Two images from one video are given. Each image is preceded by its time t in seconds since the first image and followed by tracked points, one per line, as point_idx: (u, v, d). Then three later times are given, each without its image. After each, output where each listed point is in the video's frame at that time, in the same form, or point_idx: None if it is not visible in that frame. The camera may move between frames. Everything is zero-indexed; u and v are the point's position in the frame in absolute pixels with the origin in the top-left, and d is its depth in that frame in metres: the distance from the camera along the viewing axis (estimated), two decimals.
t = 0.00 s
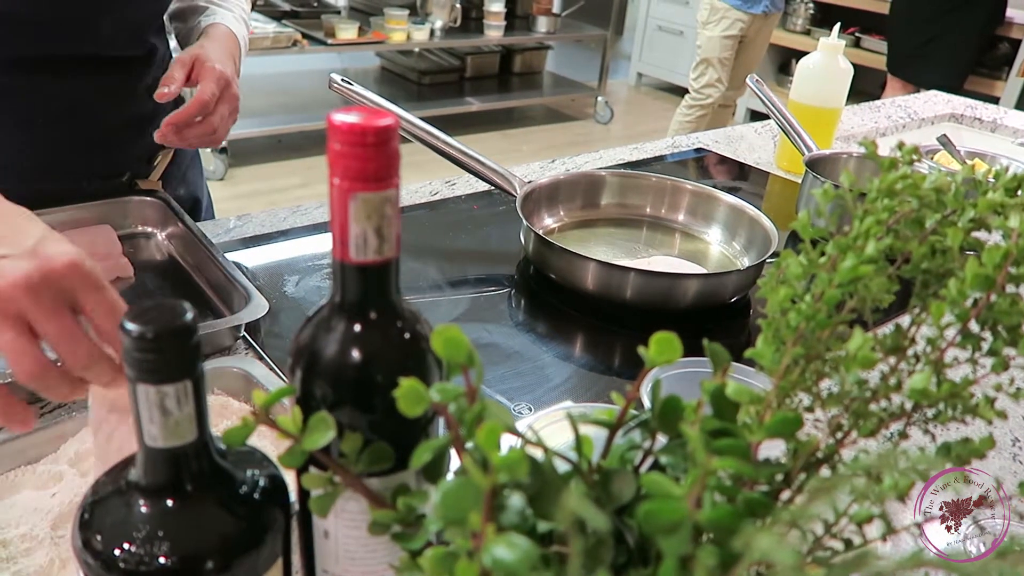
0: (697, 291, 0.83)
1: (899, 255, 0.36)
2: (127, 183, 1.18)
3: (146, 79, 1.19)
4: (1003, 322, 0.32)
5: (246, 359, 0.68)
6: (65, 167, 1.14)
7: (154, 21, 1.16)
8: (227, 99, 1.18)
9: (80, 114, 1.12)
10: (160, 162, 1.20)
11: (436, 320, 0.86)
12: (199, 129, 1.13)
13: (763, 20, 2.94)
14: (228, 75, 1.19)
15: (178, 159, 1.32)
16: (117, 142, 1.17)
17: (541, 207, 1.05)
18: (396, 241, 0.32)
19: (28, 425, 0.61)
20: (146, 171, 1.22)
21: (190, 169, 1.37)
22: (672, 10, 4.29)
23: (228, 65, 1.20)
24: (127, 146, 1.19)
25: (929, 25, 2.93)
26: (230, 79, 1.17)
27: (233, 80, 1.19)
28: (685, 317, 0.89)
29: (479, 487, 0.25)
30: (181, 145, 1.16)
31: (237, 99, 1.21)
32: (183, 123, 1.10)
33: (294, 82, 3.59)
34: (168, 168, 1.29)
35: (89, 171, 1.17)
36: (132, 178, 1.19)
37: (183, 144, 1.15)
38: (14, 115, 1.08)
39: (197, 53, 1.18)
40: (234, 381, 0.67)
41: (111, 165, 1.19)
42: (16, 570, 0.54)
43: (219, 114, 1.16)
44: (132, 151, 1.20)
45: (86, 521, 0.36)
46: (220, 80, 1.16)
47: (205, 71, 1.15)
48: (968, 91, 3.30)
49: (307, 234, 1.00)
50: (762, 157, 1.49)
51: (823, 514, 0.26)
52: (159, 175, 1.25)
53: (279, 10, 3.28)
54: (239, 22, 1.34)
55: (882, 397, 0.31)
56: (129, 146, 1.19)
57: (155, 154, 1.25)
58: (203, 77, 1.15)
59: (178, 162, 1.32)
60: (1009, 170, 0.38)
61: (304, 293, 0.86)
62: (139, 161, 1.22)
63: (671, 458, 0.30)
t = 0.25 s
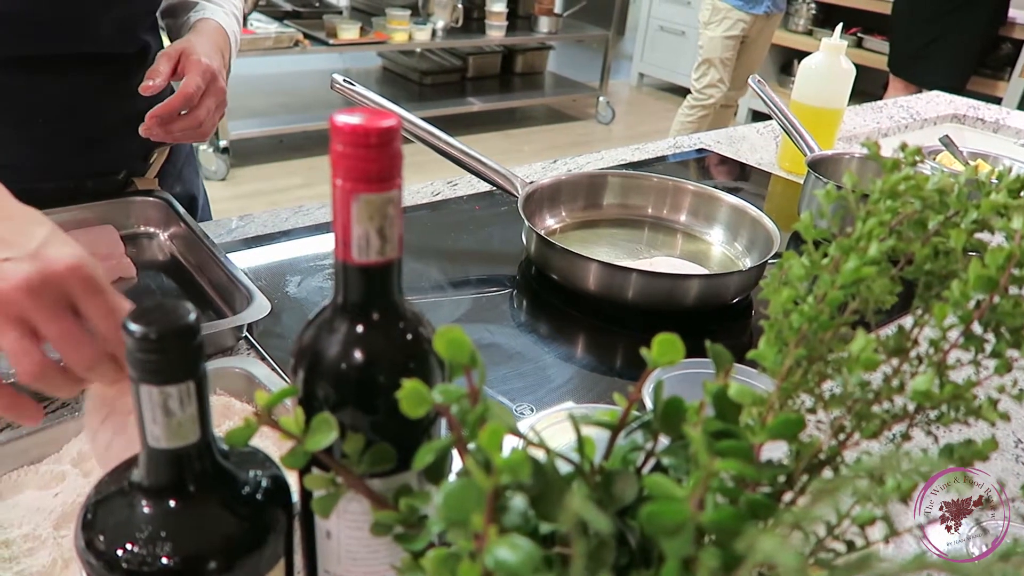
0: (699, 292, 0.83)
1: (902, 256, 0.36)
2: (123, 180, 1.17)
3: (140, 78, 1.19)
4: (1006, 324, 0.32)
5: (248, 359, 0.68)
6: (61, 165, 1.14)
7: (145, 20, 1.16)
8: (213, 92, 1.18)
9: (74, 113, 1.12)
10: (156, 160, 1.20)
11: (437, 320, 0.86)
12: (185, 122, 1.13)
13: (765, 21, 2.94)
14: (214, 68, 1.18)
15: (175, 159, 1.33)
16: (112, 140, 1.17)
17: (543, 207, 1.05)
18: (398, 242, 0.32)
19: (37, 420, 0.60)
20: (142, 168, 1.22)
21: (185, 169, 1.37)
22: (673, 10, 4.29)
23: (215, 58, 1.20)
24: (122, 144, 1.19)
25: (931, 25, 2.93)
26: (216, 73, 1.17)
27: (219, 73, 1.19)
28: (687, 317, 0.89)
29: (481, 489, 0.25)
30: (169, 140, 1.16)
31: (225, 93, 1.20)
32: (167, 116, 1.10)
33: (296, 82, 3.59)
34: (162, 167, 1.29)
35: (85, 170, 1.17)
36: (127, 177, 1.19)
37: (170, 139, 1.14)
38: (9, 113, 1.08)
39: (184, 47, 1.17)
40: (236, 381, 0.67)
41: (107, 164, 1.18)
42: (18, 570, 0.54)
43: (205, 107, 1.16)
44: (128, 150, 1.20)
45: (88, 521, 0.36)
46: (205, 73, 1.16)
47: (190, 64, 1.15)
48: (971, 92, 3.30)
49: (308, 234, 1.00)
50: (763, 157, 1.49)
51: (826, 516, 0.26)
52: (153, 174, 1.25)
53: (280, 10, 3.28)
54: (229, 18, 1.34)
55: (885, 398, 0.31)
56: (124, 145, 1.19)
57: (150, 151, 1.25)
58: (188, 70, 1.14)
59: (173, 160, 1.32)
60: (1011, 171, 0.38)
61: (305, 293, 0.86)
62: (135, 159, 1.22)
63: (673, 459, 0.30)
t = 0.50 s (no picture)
0: (699, 292, 0.83)
1: (902, 257, 0.36)
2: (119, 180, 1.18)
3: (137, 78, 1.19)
4: (1006, 324, 0.32)
5: (249, 359, 0.68)
6: (58, 165, 1.15)
7: (139, 20, 1.17)
8: (213, 90, 1.18)
9: (70, 112, 1.12)
10: (154, 159, 1.22)
11: (438, 321, 0.86)
12: (186, 121, 1.13)
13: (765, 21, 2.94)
14: (214, 67, 1.19)
15: (171, 158, 1.33)
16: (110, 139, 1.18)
17: (543, 208, 1.05)
18: (399, 242, 0.32)
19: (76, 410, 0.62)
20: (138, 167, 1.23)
21: (180, 168, 1.37)
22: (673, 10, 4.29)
23: (214, 57, 1.21)
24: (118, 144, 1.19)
25: (931, 26, 2.93)
26: (216, 71, 1.18)
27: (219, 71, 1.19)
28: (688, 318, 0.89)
29: (480, 489, 0.25)
30: (169, 140, 1.16)
31: (224, 92, 1.21)
32: (169, 115, 1.10)
33: (296, 83, 3.59)
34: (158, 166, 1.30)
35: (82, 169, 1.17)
36: (124, 177, 1.20)
37: (171, 138, 1.15)
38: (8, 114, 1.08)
39: (184, 46, 1.18)
40: (236, 382, 0.67)
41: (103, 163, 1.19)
42: (19, 570, 0.54)
43: (206, 106, 1.16)
44: (125, 149, 1.20)
45: (89, 520, 0.36)
46: (204, 72, 1.16)
47: (190, 63, 1.16)
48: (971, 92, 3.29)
49: (308, 235, 1.00)
50: (764, 157, 1.49)
51: (826, 516, 0.26)
52: (150, 172, 1.26)
53: (281, 10, 3.28)
54: (224, 16, 1.35)
55: (885, 399, 0.31)
56: (121, 144, 1.19)
57: (148, 151, 1.26)
58: (188, 68, 1.15)
59: (169, 159, 1.32)
60: (1011, 172, 0.38)
61: (306, 293, 0.87)
62: (133, 158, 1.22)
63: (672, 460, 0.30)
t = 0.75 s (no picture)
0: (699, 292, 0.83)
1: (902, 256, 0.36)
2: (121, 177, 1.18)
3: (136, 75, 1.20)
4: (1006, 324, 0.32)
5: (249, 359, 0.68)
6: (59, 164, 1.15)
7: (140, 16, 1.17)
8: (209, 89, 1.19)
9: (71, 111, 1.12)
10: (155, 156, 1.22)
11: (438, 321, 0.86)
12: (185, 119, 1.13)
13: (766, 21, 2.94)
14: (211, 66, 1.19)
15: (172, 156, 1.33)
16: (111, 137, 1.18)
17: (544, 208, 1.05)
18: (398, 242, 0.32)
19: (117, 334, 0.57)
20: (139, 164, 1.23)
21: (183, 165, 1.38)
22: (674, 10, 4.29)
23: (212, 55, 1.21)
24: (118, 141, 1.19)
25: (931, 26, 2.93)
26: (214, 70, 1.18)
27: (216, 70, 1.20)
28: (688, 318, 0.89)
29: (480, 489, 0.25)
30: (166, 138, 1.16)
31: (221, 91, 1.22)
32: (168, 114, 1.10)
33: (297, 83, 3.59)
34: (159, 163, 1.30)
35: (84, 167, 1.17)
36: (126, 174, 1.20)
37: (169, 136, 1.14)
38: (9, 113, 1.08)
39: (182, 43, 1.18)
40: (236, 382, 0.67)
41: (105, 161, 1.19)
42: (19, 570, 0.54)
43: (203, 104, 1.16)
44: (125, 147, 1.20)
45: (89, 520, 0.36)
46: (202, 70, 1.17)
47: (188, 61, 1.16)
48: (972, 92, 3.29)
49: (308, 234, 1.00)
50: (764, 157, 1.49)
51: (826, 516, 0.26)
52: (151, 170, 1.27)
53: (281, 10, 3.28)
54: (222, 12, 1.35)
55: (886, 399, 0.31)
56: (121, 142, 1.19)
57: (147, 148, 1.26)
58: (187, 66, 1.15)
59: (169, 157, 1.33)
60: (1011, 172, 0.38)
61: (305, 292, 0.87)
62: (133, 155, 1.23)
63: (672, 459, 0.30)
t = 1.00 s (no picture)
0: (699, 292, 0.83)
1: (903, 257, 0.36)
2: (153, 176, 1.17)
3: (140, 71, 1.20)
4: (1006, 324, 0.32)
5: (249, 359, 0.68)
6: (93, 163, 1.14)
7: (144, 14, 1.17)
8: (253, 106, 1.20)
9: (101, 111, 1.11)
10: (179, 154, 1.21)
11: (437, 321, 0.86)
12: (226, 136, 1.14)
13: (766, 20, 2.94)
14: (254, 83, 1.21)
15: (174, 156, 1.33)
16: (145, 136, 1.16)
17: (544, 208, 1.05)
18: (398, 242, 0.32)
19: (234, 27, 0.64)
20: (173, 161, 1.19)
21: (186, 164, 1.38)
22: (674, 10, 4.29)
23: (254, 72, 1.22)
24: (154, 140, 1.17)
25: (931, 26, 2.93)
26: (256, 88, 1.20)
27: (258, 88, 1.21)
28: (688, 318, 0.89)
29: (479, 489, 0.25)
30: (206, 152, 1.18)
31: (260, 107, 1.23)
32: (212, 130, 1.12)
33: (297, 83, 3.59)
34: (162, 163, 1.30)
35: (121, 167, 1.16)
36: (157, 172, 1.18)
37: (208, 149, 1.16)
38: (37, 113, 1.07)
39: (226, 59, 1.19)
40: (236, 382, 0.67)
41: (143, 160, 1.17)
42: (19, 570, 0.54)
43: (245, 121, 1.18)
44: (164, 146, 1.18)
45: (88, 519, 0.36)
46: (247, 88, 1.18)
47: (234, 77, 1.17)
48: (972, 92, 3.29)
49: (308, 234, 1.00)
50: (764, 157, 1.49)
51: (826, 516, 0.26)
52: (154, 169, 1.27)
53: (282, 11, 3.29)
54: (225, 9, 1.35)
55: (886, 399, 0.31)
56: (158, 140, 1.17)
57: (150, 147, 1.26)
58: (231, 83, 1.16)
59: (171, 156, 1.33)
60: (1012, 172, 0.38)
61: (306, 292, 0.87)
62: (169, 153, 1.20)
63: (673, 459, 0.30)
